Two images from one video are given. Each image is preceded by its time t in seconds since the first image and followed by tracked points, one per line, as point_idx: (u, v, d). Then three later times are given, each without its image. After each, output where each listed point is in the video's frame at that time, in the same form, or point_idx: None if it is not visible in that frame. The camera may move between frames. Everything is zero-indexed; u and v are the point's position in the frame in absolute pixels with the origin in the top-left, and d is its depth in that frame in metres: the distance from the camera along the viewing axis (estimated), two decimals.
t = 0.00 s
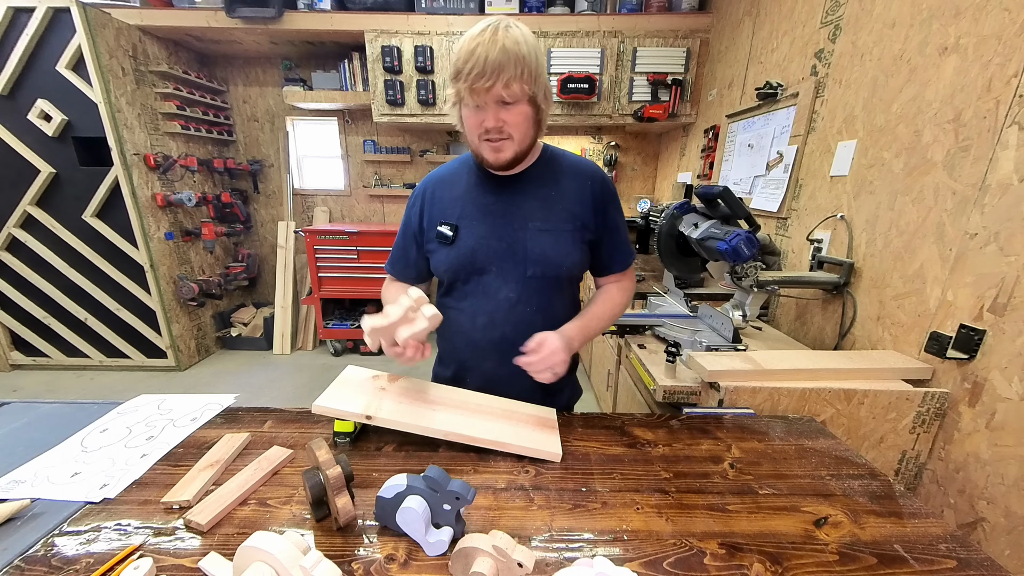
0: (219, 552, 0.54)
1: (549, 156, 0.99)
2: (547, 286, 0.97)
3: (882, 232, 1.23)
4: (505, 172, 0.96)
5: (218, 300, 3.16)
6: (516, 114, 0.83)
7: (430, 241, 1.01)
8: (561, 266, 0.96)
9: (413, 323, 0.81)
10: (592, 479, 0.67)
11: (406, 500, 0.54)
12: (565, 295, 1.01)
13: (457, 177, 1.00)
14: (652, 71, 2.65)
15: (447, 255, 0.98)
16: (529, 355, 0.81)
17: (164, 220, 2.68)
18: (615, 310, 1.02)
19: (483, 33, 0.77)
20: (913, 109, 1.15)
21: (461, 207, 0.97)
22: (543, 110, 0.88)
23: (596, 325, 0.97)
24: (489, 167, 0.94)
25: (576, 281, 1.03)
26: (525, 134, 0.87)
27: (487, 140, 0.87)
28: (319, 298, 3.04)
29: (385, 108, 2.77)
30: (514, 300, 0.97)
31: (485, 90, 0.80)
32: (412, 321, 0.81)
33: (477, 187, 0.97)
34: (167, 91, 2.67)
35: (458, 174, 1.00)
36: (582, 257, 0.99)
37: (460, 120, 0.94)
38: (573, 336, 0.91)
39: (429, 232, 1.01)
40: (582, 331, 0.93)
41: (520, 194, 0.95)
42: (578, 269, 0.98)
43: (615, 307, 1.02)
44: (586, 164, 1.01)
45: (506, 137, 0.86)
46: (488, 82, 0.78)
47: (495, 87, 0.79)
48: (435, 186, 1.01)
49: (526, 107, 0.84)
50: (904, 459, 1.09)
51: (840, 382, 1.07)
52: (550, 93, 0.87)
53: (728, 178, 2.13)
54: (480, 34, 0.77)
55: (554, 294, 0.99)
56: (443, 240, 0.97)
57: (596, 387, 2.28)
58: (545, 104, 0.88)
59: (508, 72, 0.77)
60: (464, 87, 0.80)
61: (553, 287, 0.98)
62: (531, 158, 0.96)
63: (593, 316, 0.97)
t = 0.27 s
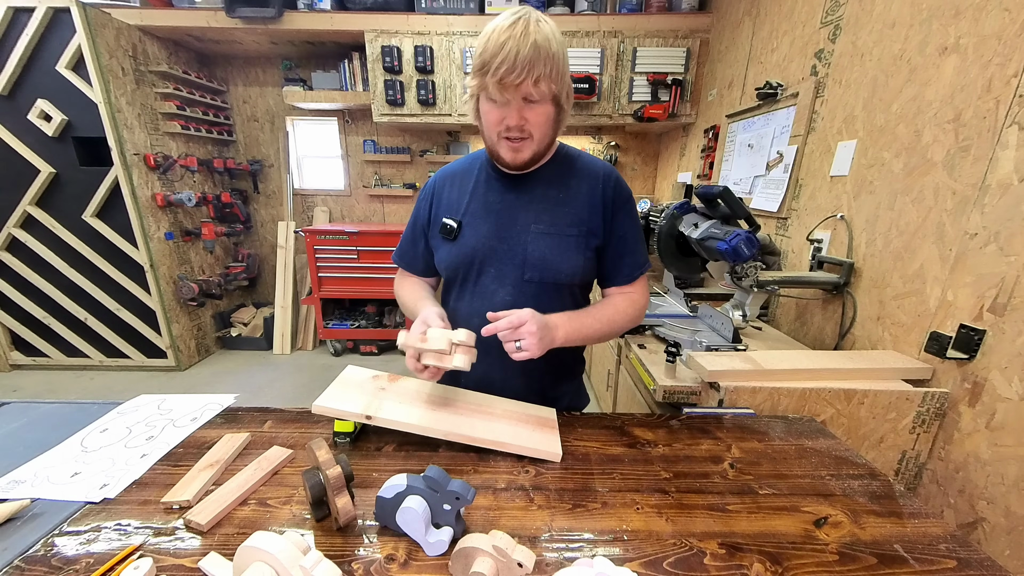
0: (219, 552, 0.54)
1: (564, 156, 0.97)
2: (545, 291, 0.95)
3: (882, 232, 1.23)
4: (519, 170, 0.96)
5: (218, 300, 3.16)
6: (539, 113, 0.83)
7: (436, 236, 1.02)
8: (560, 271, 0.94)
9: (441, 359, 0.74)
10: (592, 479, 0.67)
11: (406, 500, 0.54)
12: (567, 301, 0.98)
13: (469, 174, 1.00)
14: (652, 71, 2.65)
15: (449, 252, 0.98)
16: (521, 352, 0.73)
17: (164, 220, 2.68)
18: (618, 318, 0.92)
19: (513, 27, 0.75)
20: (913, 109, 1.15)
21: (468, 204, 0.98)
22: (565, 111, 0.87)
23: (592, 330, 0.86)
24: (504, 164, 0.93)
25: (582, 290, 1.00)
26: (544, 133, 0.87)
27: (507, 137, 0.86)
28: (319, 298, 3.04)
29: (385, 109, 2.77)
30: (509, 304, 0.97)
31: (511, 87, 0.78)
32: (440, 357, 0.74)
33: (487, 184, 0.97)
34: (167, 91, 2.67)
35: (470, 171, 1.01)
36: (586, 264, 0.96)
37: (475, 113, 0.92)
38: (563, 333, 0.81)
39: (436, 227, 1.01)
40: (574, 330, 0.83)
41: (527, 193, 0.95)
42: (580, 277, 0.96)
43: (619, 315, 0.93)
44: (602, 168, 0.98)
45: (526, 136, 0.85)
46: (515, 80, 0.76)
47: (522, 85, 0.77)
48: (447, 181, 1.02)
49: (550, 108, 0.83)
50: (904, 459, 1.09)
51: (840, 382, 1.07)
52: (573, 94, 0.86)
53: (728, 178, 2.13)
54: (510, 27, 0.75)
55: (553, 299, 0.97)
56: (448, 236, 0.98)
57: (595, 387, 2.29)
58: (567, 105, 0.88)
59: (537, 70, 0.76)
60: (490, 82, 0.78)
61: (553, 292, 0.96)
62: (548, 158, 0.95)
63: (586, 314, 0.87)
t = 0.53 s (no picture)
0: (219, 552, 0.54)
1: (570, 155, 0.98)
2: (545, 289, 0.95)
3: (882, 232, 1.23)
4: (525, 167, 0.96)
5: (218, 300, 3.16)
6: (548, 105, 0.85)
7: (439, 231, 1.03)
8: (560, 269, 0.93)
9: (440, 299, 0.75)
10: (591, 479, 0.67)
11: (406, 500, 0.54)
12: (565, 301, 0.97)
13: (475, 170, 1.01)
14: (652, 71, 2.65)
15: (452, 246, 0.99)
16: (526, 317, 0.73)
17: (164, 220, 2.68)
18: (623, 310, 0.87)
19: (526, 20, 0.79)
20: (913, 109, 1.15)
21: (471, 200, 0.99)
22: (572, 108, 0.90)
23: (595, 316, 0.82)
24: (511, 159, 0.93)
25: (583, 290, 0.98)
26: (552, 128, 0.89)
27: (515, 128, 0.87)
28: (319, 298, 3.04)
29: (385, 109, 2.77)
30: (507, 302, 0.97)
31: (524, 75, 0.81)
32: (442, 296, 0.75)
33: (491, 180, 0.98)
34: (167, 91, 2.67)
35: (476, 167, 1.01)
36: (585, 263, 0.95)
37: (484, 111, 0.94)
38: (566, 310, 0.77)
39: (440, 222, 1.02)
40: (577, 310, 0.79)
41: (530, 191, 0.96)
42: (580, 276, 0.95)
43: (624, 308, 0.87)
44: (607, 166, 0.98)
45: (535, 128, 0.87)
46: (528, 67, 0.79)
47: (535, 73, 0.80)
48: (453, 177, 1.04)
49: (559, 101, 0.86)
50: (904, 459, 1.09)
51: (840, 382, 1.07)
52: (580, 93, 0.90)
53: (728, 178, 2.13)
54: (523, 21, 0.79)
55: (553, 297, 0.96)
56: (451, 231, 0.99)
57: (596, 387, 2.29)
58: (574, 104, 0.91)
59: (548, 59, 0.79)
60: (503, 69, 0.81)
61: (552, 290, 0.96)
62: (554, 157, 0.96)
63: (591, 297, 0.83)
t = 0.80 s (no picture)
0: (219, 552, 0.54)
1: (575, 155, 0.98)
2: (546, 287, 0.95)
3: (882, 232, 1.23)
4: (531, 166, 0.96)
5: (218, 300, 3.16)
6: (559, 103, 0.85)
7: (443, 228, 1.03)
8: (562, 268, 0.93)
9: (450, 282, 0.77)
10: (591, 479, 0.67)
11: (406, 500, 0.54)
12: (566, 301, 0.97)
13: (480, 168, 1.02)
14: (652, 71, 2.65)
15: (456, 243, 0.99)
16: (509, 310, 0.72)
17: (164, 220, 2.68)
18: (623, 310, 0.86)
19: (540, 19, 0.80)
20: (913, 109, 1.15)
21: (476, 198, 0.99)
22: (579, 109, 0.92)
23: (595, 315, 0.81)
24: (519, 156, 0.92)
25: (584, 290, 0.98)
26: (562, 127, 0.89)
27: (525, 125, 0.87)
28: (319, 298, 3.04)
29: (385, 109, 2.77)
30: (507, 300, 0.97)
31: (536, 72, 0.81)
32: (453, 280, 0.77)
33: (496, 179, 0.99)
34: (167, 91, 2.67)
35: (482, 166, 1.02)
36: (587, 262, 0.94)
37: (493, 109, 0.94)
38: (566, 309, 0.76)
39: (444, 218, 1.03)
40: (578, 308, 0.78)
41: (535, 189, 0.96)
42: (582, 275, 0.95)
43: (624, 308, 0.86)
44: (611, 166, 0.98)
45: (545, 125, 0.87)
46: (541, 64, 0.80)
47: (548, 70, 0.81)
48: (458, 174, 1.04)
49: (569, 99, 0.86)
50: (904, 459, 1.09)
51: (840, 382, 1.07)
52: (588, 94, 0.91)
53: (728, 178, 2.13)
54: (536, 19, 0.80)
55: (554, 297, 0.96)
56: (455, 228, 0.99)
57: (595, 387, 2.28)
58: (582, 105, 0.92)
59: (561, 57, 0.80)
60: (516, 65, 0.81)
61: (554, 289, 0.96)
62: (560, 157, 0.97)
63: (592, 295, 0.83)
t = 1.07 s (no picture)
0: (219, 552, 0.54)
1: (579, 156, 0.98)
2: (546, 288, 0.95)
3: (882, 232, 1.23)
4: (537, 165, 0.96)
5: (218, 301, 3.16)
6: (568, 103, 0.85)
7: (444, 226, 1.03)
8: (561, 269, 0.93)
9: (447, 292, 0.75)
10: (591, 479, 0.67)
11: (406, 500, 0.54)
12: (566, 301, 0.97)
13: (483, 167, 1.01)
14: (652, 71, 2.65)
15: (457, 241, 0.99)
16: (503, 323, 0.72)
17: (164, 220, 2.68)
18: (620, 318, 0.85)
19: (552, 17, 0.79)
20: (913, 109, 1.15)
21: (478, 197, 0.99)
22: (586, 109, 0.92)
23: (589, 324, 0.81)
24: (526, 155, 0.92)
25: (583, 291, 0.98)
26: (568, 127, 0.89)
27: (533, 124, 0.87)
28: (319, 298, 3.04)
29: (385, 109, 2.77)
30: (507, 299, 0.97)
31: (547, 71, 0.81)
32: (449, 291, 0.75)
33: (499, 178, 0.98)
34: (167, 91, 2.67)
35: (485, 165, 1.02)
36: (586, 265, 0.95)
37: (499, 105, 0.93)
38: (559, 321, 0.76)
39: (446, 216, 1.03)
40: (571, 319, 0.78)
41: (537, 190, 0.96)
42: (581, 277, 0.95)
43: (620, 315, 0.86)
44: (613, 168, 0.98)
45: (553, 125, 0.87)
46: (553, 64, 0.80)
47: (558, 71, 0.81)
48: (460, 171, 1.04)
49: (577, 100, 0.87)
50: (904, 459, 1.09)
51: (840, 382, 1.07)
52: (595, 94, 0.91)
53: (728, 178, 2.13)
54: (548, 17, 0.79)
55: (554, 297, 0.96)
56: (456, 227, 0.99)
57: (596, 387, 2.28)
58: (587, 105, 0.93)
59: (572, 57, 0.80)
60: (526, 64, 0.81)
61: (553, 290, 0.96)
62: (565, 157, 0.97)
63: (587, 303, 0.83)
